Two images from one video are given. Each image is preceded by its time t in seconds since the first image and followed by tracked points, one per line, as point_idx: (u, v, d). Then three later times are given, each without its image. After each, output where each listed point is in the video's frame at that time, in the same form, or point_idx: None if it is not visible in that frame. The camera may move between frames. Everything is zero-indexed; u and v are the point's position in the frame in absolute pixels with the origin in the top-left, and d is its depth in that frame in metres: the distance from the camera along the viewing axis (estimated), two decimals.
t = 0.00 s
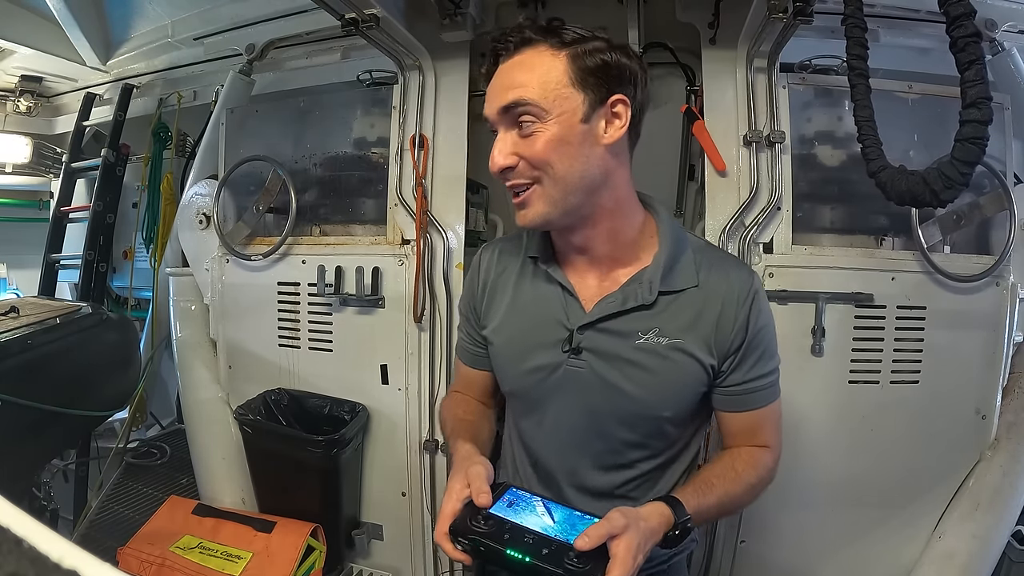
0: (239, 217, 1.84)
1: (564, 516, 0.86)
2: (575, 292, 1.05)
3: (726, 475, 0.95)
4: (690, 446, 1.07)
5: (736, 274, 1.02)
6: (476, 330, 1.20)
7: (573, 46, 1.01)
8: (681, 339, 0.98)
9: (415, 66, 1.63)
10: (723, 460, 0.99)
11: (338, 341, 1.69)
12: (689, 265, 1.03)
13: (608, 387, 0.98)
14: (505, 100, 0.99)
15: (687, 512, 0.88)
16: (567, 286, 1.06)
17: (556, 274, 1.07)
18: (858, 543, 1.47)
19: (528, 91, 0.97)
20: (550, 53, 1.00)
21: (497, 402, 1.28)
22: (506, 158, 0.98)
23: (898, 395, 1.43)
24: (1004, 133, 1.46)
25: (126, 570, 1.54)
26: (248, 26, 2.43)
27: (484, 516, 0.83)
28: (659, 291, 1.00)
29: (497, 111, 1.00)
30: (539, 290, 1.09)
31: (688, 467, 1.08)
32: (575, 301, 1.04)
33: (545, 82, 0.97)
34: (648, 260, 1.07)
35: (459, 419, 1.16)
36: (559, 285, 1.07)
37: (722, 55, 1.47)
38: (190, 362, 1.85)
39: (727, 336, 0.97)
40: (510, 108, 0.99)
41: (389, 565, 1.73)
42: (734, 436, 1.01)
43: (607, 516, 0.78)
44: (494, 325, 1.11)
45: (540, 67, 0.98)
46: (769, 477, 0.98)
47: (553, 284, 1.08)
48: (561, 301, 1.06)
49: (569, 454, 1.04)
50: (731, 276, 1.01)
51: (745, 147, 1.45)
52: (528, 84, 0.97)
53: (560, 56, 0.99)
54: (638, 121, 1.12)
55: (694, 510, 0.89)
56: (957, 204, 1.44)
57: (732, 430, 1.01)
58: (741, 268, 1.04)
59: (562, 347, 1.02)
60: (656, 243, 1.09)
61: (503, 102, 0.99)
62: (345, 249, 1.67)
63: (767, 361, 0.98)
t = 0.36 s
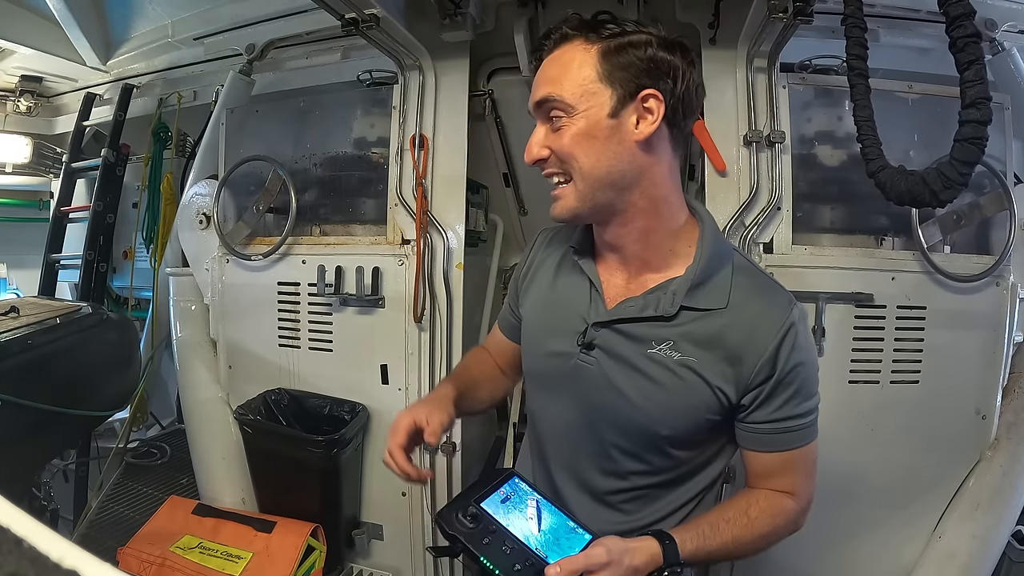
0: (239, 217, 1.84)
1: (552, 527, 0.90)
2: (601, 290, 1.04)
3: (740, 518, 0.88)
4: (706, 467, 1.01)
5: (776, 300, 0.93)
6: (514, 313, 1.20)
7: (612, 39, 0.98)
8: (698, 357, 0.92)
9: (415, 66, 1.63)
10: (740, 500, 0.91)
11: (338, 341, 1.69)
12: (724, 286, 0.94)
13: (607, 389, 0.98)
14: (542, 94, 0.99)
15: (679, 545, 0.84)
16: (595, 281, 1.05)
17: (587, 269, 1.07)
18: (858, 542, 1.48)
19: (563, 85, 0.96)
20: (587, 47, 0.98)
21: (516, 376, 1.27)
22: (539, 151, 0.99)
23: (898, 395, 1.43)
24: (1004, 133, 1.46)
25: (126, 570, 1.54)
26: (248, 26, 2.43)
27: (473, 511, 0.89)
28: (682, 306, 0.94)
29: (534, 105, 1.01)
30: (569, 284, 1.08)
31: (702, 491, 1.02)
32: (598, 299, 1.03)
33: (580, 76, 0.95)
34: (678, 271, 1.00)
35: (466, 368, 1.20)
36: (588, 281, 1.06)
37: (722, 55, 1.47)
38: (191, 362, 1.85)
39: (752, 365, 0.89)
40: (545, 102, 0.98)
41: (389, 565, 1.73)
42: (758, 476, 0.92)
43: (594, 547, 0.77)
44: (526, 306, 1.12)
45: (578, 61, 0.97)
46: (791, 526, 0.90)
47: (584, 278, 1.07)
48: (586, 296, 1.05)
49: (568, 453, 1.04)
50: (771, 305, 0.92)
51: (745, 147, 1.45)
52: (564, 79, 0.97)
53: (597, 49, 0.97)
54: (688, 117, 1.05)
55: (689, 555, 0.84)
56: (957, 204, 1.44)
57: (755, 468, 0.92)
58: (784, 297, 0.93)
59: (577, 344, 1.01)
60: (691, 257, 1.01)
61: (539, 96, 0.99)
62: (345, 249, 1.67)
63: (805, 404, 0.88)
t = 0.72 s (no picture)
0: (239, 217, 1.84)
1: (575, 527, 0.88)
2: (610, 288, 1.02)
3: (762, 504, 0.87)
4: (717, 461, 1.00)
5: (780, 288, 0.94)
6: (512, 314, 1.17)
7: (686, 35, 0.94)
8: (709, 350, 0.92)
9: (415, 66, 1.63)
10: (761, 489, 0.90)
11: (338, 341, 1.69)
12: (732, 275, 0.95)
13: (608, 389, 0.97)
14: (616, 73, 0.89)
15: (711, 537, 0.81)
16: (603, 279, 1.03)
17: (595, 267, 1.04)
18: (857, 542, 1.48)
19: (643, 69, 0.88)
20: (675, 39, 0.92)
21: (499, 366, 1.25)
22: (637, 146, 0.88)
23: (898, 395, 1.43)
24: (1003, 133, 1.46)
25: (126, 570, 1.54)
26: (248, 26, 2.43)
27: (494, 520, 0.86)
28: (692, 298, 0.95)
29: (603, 83, 0.90)
30: (574, 282, 1.06)
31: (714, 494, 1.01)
32: (607, 296, 1.01)
33: (663, 64, 0.89)
34: (688, 262, 1.00)
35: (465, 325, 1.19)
36: (595, 279, 1.04)
37: (722, 55, 1.47)
38: (191, 362, 1.85)
39: (764, 354, 0.89)
40: (643, 89, 0.88)
41: (388, 565, 1.73)
42: (776, 465, 0.91)
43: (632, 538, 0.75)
44: (526, 306, 1.09)
45: (658, 47, 0.89)
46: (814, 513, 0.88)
47: (590, 276, 1.05)
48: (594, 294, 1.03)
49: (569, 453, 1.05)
50: (777, 292, 0.93)
51: (745, 147, 1.45)
52: (663, 70, 0.88)
53: (684, 44, 0.93)
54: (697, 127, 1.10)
55: (721, 542, 0.82)
56: (957, 204, 1.44)
57: (772, 459, 0.91)
58: (788, 285, 0.94)
59: (586, 344, 1.00)
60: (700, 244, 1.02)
61: (613, 76, 0.89)
62: (345, 249, 1.67)
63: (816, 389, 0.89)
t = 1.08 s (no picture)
0: (239, 217, 1.84)
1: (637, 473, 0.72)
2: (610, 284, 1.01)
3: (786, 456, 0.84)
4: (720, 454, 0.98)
5: (762, 267, 0.99)
6: (500, 340, 1.11)
7: (677, 46, 0.93)
8: (713, 328, 0.94)
9: (415, 66, 1.63)
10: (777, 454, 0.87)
11: (338, 341, 1.69)
12: (725, 256, 0.99)
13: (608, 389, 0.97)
14: (607, 94, 0.88)
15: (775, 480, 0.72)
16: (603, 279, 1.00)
17: (591, 265, 1.02)
18: (858, 542, 1.47)
19: (634, 89, 0.87)
20: (667, 56, 0.90)
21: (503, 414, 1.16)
22: (628, 168, 0.88)
23: (898, 395, 1.42)
24: (1003, 133, 1.46)
25: (126, 570, 1.54)
26: (248, 27, 2.43)
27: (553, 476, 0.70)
28: (695, 282, 0.96)
29: (595, 104, 0.88)
30: (571, 283, 1.03)
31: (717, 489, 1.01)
32: (611, 292, 0.99)
33: (655, 83, 0.88)
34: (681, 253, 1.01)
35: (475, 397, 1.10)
36: (592, 276, 1.02)
37: (722, 55, 1.47)
38: (191, 362, 1.85)
39: (762, 328, 0.92)
40: (635, 111, 0.87)
41: (388, 565, 1.73)
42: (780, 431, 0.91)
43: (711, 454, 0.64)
44: (519, 327, 1.04)
45: (650, 67, 0.88)
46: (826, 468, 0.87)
47: (586, 276, 1.03)
48: (595, 292, 1.01)
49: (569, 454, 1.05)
50: (761, 271, 0.97)
51: (745, 147, 1.45)
52: (654, 90, 0.87)
53: (675, 59, 0.91)
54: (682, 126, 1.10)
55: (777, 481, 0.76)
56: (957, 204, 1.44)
57: (772, 426, 0.92)
58: (768, 263, 0.99)
59: (596, 341, 0.97)
60: (689, 235, 1.04)
61: (605, 97, 0.88)
62: (345, 249, 1.67)
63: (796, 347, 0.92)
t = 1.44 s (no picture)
0: (239, 217, 1.84)
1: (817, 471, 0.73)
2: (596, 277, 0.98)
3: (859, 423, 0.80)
4: (723, 447, 0.95)
5: (752, 259, 0.96)
6: (476, 310, 1.12)
7: (665, 43, 0.94)
8: (704, 318, 0.91)
9: (415, 66, 1.63)
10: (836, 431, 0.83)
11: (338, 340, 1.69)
12: (714, 252, 0.96)
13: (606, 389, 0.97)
14: (596, 81, 0.89)
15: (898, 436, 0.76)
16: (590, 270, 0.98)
17: (579, 261, 1.00)
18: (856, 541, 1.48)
19: (623, 78, 0.88)
20: (655, 49, 0.92)
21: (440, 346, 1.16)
22: (614, 154, 0.88)
23: (899, 395, 1.43)
24: (1003, 133, 1.46)
25: (126, 570, 1.54)
26: (248, 27, 2.43)
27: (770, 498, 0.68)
28: (685, 278, 0.93)
29: (583, 91, 0.90)
30: (559, 278, 1.00)
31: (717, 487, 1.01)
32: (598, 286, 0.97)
33: (641, 73, 0.89)
34: (669, 251, 1.00)
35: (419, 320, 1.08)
36: (580, 271, 1.00)
37: (722, 55, 1.47)
38: (190, 362, 1.85)
39: (756, 317, 0.89)
40: (621, 99, 0.88)
41: (388, 565, 1.73)
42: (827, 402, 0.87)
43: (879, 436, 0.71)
44: (501, 322, 1.02)
45: (637, 58, 0.90)
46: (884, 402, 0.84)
47: (575, 271, 1.00)
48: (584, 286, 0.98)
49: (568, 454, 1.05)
50: (750, 262, 0.95)
51: (745, 147, 1.45)
52: (641, 79, 0.89)
53: (662, 53, 0.93)
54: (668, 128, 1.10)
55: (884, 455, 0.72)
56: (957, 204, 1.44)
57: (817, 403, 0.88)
58: (757, 254, 0.97)
59: (584, 335, 0.93)
60: (679, 235, 1.03)
61: (593, 84, 0.89)
62: (345, 249, 1.67)
63: (805, 315, 0.91)
